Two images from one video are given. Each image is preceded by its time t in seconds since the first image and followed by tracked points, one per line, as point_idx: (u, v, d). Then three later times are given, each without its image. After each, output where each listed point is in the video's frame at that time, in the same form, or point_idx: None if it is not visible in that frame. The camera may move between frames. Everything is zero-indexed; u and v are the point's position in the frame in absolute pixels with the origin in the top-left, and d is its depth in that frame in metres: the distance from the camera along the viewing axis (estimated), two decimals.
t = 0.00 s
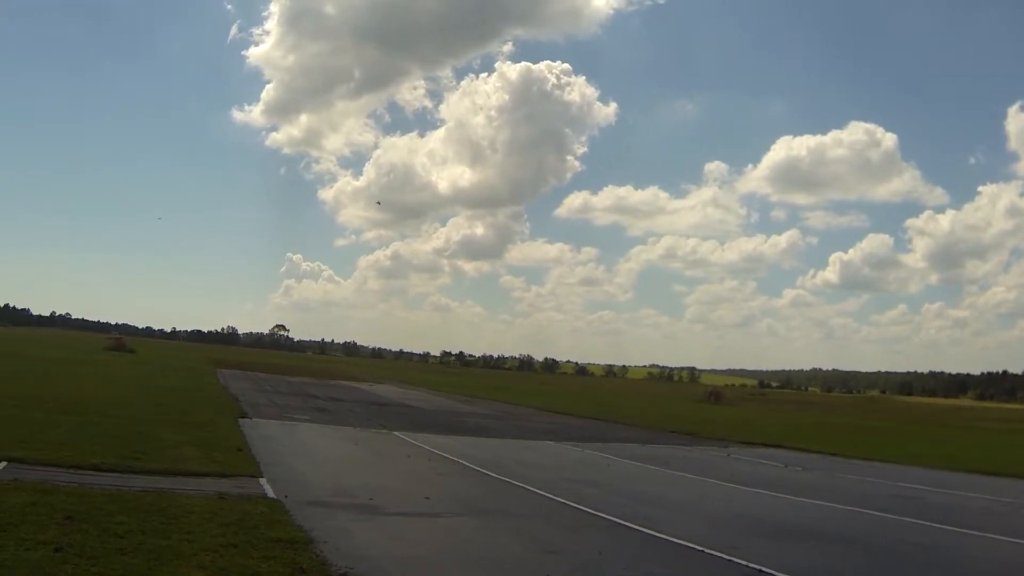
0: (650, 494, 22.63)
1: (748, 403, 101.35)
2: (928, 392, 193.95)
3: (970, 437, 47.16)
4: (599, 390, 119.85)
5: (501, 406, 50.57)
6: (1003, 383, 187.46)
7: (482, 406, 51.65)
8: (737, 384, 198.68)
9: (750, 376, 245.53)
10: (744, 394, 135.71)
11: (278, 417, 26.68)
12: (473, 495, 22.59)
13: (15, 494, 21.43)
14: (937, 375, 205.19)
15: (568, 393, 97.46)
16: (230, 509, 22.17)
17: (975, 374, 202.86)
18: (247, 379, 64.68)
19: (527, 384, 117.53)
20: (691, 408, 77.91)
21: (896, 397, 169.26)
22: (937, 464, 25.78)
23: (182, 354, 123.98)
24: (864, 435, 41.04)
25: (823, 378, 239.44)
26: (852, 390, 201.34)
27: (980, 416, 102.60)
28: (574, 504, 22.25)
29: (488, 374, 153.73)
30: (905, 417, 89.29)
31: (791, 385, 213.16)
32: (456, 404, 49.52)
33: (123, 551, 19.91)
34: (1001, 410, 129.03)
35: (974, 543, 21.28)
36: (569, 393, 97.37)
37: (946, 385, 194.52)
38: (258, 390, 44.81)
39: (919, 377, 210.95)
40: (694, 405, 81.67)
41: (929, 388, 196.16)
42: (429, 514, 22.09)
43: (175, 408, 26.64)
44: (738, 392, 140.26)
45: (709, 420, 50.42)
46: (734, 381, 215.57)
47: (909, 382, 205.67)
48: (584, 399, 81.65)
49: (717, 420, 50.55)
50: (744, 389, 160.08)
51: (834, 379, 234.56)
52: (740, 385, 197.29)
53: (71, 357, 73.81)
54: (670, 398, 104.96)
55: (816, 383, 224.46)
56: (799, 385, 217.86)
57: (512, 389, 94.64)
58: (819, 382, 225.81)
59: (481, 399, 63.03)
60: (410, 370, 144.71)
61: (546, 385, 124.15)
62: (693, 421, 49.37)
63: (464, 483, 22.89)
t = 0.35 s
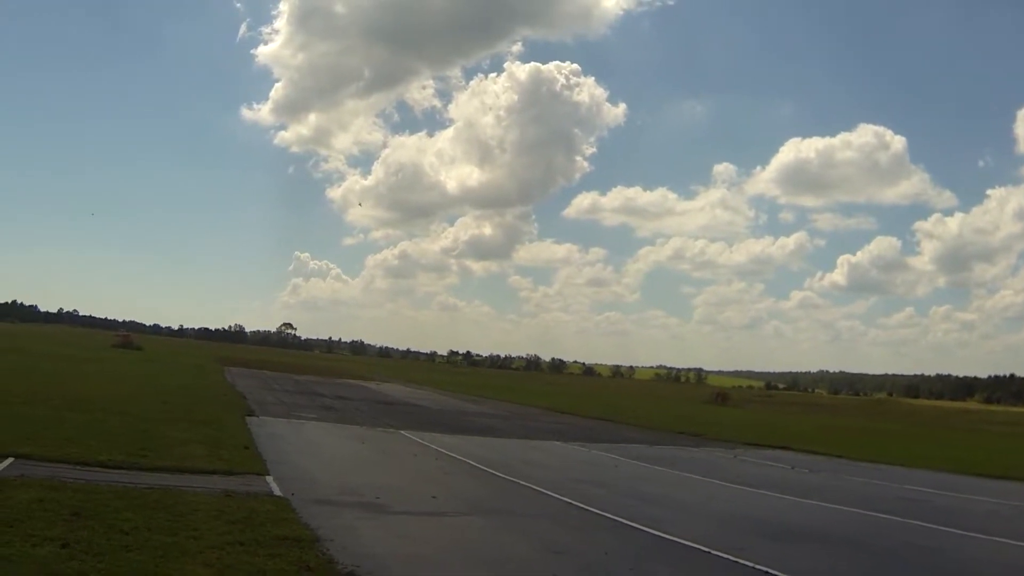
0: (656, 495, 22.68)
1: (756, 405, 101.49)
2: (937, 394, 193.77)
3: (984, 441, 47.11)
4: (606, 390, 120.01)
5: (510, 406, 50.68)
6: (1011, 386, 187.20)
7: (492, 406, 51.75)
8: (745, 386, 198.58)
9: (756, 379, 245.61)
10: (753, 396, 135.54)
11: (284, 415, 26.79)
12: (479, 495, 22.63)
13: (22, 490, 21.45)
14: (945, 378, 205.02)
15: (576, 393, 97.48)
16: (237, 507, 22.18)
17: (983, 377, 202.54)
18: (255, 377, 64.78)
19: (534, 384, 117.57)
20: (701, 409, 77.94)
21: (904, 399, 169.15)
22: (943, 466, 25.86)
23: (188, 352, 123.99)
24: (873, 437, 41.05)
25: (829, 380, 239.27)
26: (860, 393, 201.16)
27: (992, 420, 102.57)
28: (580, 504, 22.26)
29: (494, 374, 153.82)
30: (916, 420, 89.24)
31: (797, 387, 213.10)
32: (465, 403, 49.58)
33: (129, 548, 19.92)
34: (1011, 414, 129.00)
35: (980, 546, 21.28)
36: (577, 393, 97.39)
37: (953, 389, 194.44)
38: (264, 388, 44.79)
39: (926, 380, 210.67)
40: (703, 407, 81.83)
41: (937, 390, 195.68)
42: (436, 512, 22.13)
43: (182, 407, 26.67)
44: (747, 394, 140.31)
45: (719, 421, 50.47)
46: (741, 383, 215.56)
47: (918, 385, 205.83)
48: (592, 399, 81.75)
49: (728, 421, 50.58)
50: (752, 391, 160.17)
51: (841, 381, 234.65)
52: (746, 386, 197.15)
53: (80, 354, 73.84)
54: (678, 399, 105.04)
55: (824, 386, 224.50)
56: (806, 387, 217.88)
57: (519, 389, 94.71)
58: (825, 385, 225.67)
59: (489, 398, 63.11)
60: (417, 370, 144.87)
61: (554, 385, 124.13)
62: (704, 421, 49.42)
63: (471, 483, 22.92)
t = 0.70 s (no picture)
0: (664, 493, 22.69)
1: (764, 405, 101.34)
2: (943, 395, 193.47)
3: (995, 441, 46.97)
4: (613, 389, 119.95)
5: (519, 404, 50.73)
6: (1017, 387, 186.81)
7: (501, 403, 51.78)
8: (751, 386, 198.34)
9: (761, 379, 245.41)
10: (761, 395, 135.35)
11: (291, 412, 26.84)
12: (486, 493, 22.63)
13: (29, 486, 21.45)
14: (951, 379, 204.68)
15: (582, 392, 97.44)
16: (244, 504, 22.19)
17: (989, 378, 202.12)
18: (263, 373, 64.78)
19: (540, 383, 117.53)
20: (710, 408, 77.87)
21: (911, 399, 168.86)
22: (950, 467, 25.87)
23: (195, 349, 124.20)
24: (882, 436, 41.04)
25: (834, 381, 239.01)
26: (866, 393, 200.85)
27: (1002, 420, 102.37)
28: (588, 503, 22.25)
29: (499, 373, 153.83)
30: (925, 420, 89.06)
31: (802, 387, 212.94)
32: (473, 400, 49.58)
33: (137, 544, 19.91)
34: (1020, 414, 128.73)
35: (987, 546, 21.25)
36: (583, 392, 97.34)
37: (959, 389, 194.16)
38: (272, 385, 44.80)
39: (933, 381, 210.31)
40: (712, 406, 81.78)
41: (943, 391, 195.33)
42: (443, 510, 22.15)
43: (189, 404, 26.67)
44: (754, 394, 140.17)
45: (728, 420, 50.49)
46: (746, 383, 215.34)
47: (925, 386, 205.59)
48: (599, 398, 81.74)
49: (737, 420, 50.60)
50: (758, 390, 160.01)
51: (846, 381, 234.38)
52: (752, 386, 196.92)
53: (89, 351, 73.83)
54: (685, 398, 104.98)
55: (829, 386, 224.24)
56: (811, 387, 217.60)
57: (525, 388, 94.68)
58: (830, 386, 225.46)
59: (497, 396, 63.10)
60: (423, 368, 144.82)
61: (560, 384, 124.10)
62: (714, 420, 49.44)
63: (478, 480, 22.93)
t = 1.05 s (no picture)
0: (668, 492, 22.70)
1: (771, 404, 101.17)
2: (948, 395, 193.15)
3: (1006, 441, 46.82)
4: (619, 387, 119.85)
5: (527, 403, 50.76)
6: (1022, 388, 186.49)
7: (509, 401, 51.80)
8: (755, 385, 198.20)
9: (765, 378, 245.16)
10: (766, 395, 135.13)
11: (296, 409, 26.88)
12: (490, 492, 22.64)
13: (34, 482, 21.48)
14: (956, 380, 204.38)
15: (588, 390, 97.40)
16: (248, 501, 22.20)
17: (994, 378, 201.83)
18: (271, 370, 64.72)
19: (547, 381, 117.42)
20: (718, 407, 77.74)
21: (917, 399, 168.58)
22: (954, 467, 25.85)
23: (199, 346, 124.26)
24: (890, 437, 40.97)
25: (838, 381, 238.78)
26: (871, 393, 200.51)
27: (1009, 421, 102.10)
28: (592, 502, 22.26)
29: (504, 371, 153.82)
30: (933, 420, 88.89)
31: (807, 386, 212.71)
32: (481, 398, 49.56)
33: (141, 540, 19.92)
34: None
35: (991, 547, 21.24)
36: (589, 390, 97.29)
37: (965, 389, 193.87)
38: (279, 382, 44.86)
39: (938, 381, 210.07)
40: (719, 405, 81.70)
41: (949, 392, 195.01)
42: (448, 507, 22.18)
43: (194, 401, 26.70)
44: (760, 393, 140.01)
45: (736, 420, 50.43)
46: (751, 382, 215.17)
47: (929, 385, 205.16)
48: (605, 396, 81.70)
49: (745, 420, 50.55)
50: (764, 390, 159.81)
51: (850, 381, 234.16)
52: (757, 385, 196.71)
53: (94, 348, 73.83)
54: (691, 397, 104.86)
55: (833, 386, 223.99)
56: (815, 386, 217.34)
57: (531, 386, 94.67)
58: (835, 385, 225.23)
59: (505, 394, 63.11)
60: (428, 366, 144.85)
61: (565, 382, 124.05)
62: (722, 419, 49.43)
63: (482, 478, 22.94)
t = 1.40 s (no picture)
0: (673, 488, 22.71)
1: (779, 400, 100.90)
2: (953, 391, 192.89)
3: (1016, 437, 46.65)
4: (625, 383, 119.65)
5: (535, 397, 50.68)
6: None
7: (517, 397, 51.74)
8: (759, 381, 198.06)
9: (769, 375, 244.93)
10: (772, 391, 134.88)
11: (301, 406, 26.88)
12: (495, 488, 22.64)
13: (40, 479, 21.48)
14: (961, 376, 204.07)
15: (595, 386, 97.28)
16: (254, 497, 22.21)
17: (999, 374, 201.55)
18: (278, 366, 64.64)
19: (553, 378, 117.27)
20: (726, 403, 77.64)
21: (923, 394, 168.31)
22: (960, 463, 25.83)
23: (204, 341, 124.42)
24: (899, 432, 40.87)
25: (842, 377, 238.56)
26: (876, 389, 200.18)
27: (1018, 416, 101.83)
28: (598, 498, 22.27)
29: (509, 368, 153.70)
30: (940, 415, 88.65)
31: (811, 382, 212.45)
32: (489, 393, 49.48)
33: (146, 537, 19.93)
34: None
35: (996, 543, 21.24)
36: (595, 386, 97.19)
37: (969, 386, 193.60)
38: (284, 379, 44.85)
39: (942, 377, 209.80)
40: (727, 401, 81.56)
41: (954, 388, 194.80)
42: (453, 503, 22.19)
43: (199, 398, 26.69)
44: (766, 388, 139.76)
45: (745, 416, 50.30)
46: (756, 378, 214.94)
47: (934, 381, 204.88)
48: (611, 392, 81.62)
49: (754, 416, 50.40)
50: (769, 386, 159.59)
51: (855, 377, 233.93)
52: (762, 381, 196.52)
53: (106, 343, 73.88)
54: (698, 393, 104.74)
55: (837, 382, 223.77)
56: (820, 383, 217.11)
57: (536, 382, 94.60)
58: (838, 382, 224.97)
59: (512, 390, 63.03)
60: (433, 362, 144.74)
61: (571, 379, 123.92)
62: (731, 415, 49.31)
63: (487, 474, 22.95)
